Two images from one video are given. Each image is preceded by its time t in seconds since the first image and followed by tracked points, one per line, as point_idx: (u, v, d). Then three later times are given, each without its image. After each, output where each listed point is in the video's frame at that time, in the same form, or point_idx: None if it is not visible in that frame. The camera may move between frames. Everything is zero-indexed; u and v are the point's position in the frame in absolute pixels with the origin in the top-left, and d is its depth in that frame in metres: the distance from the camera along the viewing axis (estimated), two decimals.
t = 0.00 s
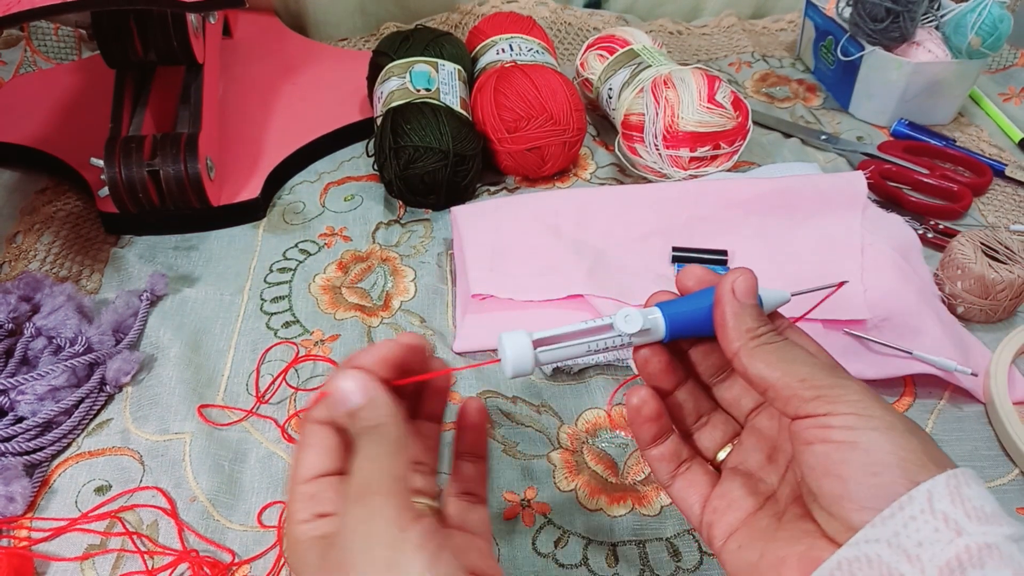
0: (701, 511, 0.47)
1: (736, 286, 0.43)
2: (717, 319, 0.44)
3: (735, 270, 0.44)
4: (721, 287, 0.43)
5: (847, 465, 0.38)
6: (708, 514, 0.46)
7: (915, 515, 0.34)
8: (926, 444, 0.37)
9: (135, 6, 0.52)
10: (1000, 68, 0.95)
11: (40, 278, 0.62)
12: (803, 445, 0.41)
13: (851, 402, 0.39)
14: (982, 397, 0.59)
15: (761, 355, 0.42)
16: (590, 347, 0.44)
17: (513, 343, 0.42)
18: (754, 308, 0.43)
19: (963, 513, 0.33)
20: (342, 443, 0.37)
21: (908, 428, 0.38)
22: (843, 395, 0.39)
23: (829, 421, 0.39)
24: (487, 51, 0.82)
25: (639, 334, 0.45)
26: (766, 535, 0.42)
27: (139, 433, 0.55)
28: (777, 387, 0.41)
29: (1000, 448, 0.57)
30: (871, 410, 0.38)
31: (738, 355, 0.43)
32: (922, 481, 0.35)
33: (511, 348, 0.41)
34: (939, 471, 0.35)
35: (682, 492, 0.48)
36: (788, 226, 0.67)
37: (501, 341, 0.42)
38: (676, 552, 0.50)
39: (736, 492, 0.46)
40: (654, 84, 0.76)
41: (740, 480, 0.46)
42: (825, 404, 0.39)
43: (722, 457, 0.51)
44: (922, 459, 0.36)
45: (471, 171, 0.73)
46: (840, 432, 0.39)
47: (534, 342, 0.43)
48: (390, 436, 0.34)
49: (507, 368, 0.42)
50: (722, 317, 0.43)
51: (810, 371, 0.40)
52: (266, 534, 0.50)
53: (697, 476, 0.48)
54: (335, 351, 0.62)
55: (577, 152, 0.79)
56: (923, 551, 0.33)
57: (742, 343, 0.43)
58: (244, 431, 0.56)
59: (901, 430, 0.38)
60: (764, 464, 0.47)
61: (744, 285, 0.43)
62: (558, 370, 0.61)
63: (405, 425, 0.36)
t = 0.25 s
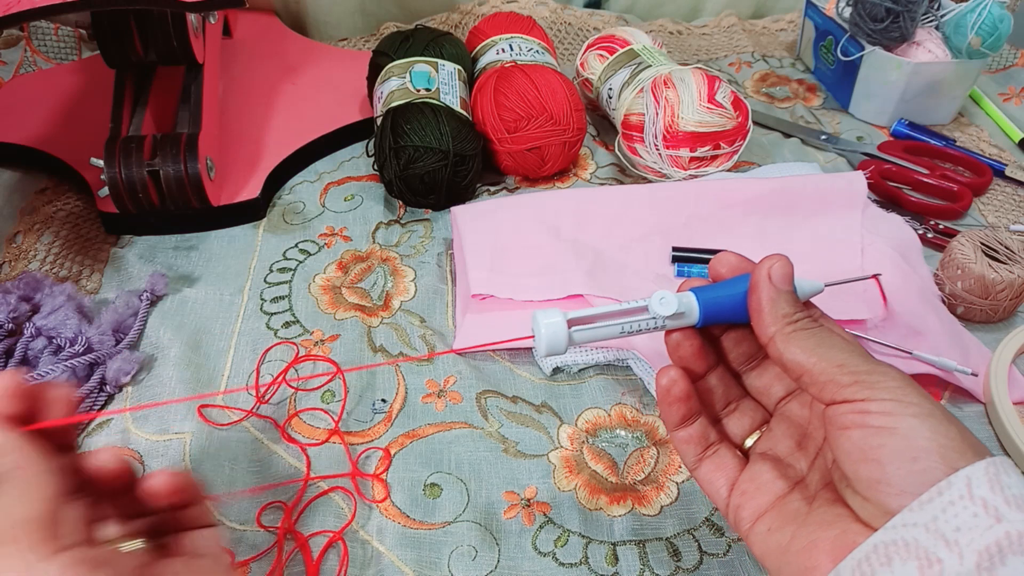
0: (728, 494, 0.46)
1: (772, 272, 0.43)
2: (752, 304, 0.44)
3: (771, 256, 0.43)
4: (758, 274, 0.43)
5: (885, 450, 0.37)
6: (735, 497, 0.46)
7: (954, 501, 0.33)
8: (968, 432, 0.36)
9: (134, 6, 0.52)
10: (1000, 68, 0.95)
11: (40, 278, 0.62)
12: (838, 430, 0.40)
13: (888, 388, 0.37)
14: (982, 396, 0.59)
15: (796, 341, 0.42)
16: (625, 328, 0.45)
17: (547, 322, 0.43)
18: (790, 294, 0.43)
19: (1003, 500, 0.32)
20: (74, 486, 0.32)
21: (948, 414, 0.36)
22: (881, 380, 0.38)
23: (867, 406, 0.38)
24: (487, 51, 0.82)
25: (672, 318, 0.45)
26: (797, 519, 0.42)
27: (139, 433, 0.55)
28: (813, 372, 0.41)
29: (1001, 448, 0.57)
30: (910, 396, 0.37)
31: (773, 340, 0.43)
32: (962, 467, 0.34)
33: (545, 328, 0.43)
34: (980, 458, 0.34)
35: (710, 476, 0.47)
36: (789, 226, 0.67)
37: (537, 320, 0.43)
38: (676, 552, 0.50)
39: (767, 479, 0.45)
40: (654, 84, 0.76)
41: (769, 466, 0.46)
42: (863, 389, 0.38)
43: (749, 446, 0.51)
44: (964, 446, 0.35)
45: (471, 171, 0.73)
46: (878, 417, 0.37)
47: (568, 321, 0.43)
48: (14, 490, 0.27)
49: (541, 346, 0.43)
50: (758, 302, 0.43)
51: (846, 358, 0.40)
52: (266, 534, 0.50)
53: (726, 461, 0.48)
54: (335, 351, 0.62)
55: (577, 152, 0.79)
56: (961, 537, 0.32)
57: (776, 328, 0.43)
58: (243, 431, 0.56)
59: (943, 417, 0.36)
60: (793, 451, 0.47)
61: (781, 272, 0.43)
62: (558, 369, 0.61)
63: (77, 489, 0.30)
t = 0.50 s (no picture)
0: (723, 478, 0.45)
1: (769, 257, 0.41)
2: (748, 289, 0.43)
3: (769, 241, 0.42)
4: (754, 258, 0.42)
5: (881, 435, 0.36)
6: (730, 481, 0.45)
7: (949, 485, 0.33)
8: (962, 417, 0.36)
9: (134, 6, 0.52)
10: (1000, 68, 0.95)
11: (40, 278, 0.62)
12: (834, 416, 0.39)
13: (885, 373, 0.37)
14: (982, 396, 0.59)
15: (793, 326, 0.41)
16: (617, 310, 0.44)
17: (544, 302, 0.43)
18: (787, 279, 0.42)
19: (998, 484, 0.32)
20: None
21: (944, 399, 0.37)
22: (877, 365, 0.38)
23: (864, 392, 0.38)
24: (487, 51, 0.82)
25: (667, 300, 0.44)
26: (792, 503, 0.41)
27: (139, 433, 0.55)
28: (810, 357, 0.40)
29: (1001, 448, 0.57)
30: (906, 381, 0.37)
31: (769, 326, 0.42)
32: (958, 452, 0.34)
33: (540, 308, 0.43)
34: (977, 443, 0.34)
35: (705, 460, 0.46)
36: (789, 225, 0.67)
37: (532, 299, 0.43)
38: (676, 553, 0.50)
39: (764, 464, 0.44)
40: (654, 84, 0.76)
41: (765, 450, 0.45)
42: (860, 374, 0.38)
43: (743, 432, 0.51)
44: (960, 432, 0.35)
45: (471, 171, 0.73)
46: (874, 402, 0.37)
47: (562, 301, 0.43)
48: None
49: (535, 326, 0.43)
50: (754, 287, 0.42)
51: (843, 343, 0.39)
52: (266, 534, 0.50)
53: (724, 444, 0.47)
54: (335, 351, 0.62)
55: (577, 152, 0.79)
56: (957, 521, 0.32)
57: (773, 313, 0.42)
58: (243, 431, 0.56)
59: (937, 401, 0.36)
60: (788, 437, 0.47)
61: (778, 258, 0.41)
62: (558, 369, 0.61)
63: None
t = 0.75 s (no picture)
0: (681, 463, 0.45)
1: (719, 241, 0.40)
2: (699, 274, 0.42)
3: (718, 224, 0.41)
4: (703, 241, 0.41)
5: (833, 419, 0.36)
6: (688, 467, 0.45)
7: (902, 471, 0.33)
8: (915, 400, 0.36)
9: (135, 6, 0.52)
10: (1000, 68, 0.95)
11: (40, 278, 0.62)
12: (789, 400, 0.39)
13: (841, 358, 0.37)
14: (982, 396, 0.59)
15: (747, 309, 0.40)
16: (563, 289, 0.41)
17: (486, 277, 0.40)
18: (738, 262, 0.41)
19: (952, 469, 0.32)
20: None
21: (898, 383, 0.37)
22: (832, 348, 0.38)
23: (817, 375, 0.38)
24: (487, 51, 0.82)
25: (614, 280, 0.42)
26: (748, 490, 0.41)
27: (139, 433, 0.55)
28: (765, 341, 0.40)
29: (1000, 448, 0.57)
30: (860, 365, 0.37)
31: (722, 310, 0.41)
32: (911, 436, 0.34)
33: (482, 284, 0.40)
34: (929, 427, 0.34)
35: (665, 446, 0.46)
36: (788, 225, 0.67)
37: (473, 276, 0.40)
38: (676, 552, 0.50)
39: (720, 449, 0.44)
40: (654, 84, 0.76)
41: (723, 435, 0.45)
42: (814, 358, 0.38)
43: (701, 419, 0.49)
44: (911, 416, 0.35)
45: (471, 171, 0.73)
46: (827, 386, 0.37)
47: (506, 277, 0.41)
48: None
49: (477, 303, 0.40)
50: (705, 271, 0.41)
51: (796, 326, 0.39)
52: (267, 534, 0.50)
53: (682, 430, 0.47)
54: (335, 351, 0.62)
55: (577, 152, 0.79)
56: (909, 507, 0.32)
57: (725, 298, 0.41)
58: (244, 431, 0.56)
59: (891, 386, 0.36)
60: (747, 423, 0.46)
61: (728, 241, 0.40)
62: (558, 369, 0.61)
63: None
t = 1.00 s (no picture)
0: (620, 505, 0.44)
1: (634, 267, 0.37)
2: (617, 306, 0.38)
3: (632, 248, 0.38)
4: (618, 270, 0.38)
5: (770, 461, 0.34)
6: (628, 509, 0.43)
7: (841, 520, 0.31)
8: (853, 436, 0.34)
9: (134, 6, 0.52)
10: (1000, 68, 0.95)
11: (40, 278, 0.62)
12: (724, 440, 0.37)
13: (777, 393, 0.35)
14: (982, 396, 0.59)
15: (673, 343, 0.37)
16: (474, 328, 0.36)
17: (384, 317, 0.34)
18: (656, 288, 0.38)
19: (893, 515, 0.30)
20: None
21: (835, 419, 0.35)
22: (766, 382, 0.36)
23: (750, 413, 0.36)
24: (487, 51, 0.82)
25: (529, 310, 0.37)
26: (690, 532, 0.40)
27: (139, 433, 0.55)
28: (694, 375, 0.37)
29: (1000, 448, 0.57)
30: (796, 402, 0.35)
31: (647, 343, 0.38)
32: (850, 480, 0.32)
33: (380, 324, 0.34)
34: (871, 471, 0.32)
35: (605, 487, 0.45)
36: (788, 226, 0.67)
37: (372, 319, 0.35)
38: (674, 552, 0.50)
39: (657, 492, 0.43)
40: (654, 85, 0.76)
41: (662, 471, 0.44)
42: (747, 394, 0.36)
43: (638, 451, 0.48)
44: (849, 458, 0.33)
45: (471, 171, 0.73)
46: (761, 425, 0.35)
47: (408, 315, 0.35)
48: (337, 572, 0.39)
49: (377, 347, 0.35)
50: (623, 303, 0.38)
51: (726, 358, 0.37)
52: (267, 534, 0.50)
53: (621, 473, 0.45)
54: (335, 351, 0.62)
55: (577, 152, 0.79)
56: (850, 559, 0.30)
57: (648, 330, 0.38)
58: (244, 431, 0.56)
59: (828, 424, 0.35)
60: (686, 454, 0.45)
61: (643, 266, 0.37)
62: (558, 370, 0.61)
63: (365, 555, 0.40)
